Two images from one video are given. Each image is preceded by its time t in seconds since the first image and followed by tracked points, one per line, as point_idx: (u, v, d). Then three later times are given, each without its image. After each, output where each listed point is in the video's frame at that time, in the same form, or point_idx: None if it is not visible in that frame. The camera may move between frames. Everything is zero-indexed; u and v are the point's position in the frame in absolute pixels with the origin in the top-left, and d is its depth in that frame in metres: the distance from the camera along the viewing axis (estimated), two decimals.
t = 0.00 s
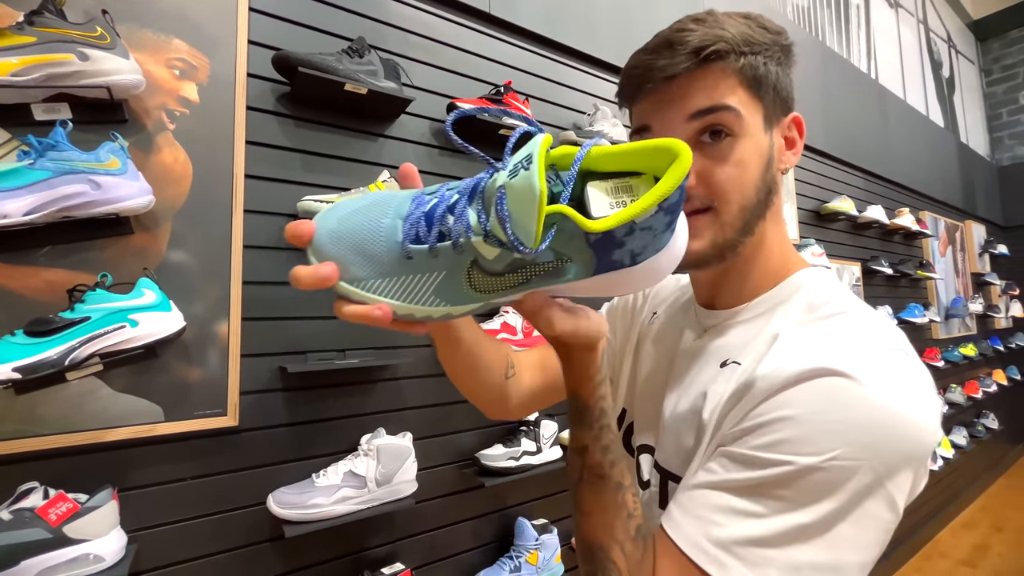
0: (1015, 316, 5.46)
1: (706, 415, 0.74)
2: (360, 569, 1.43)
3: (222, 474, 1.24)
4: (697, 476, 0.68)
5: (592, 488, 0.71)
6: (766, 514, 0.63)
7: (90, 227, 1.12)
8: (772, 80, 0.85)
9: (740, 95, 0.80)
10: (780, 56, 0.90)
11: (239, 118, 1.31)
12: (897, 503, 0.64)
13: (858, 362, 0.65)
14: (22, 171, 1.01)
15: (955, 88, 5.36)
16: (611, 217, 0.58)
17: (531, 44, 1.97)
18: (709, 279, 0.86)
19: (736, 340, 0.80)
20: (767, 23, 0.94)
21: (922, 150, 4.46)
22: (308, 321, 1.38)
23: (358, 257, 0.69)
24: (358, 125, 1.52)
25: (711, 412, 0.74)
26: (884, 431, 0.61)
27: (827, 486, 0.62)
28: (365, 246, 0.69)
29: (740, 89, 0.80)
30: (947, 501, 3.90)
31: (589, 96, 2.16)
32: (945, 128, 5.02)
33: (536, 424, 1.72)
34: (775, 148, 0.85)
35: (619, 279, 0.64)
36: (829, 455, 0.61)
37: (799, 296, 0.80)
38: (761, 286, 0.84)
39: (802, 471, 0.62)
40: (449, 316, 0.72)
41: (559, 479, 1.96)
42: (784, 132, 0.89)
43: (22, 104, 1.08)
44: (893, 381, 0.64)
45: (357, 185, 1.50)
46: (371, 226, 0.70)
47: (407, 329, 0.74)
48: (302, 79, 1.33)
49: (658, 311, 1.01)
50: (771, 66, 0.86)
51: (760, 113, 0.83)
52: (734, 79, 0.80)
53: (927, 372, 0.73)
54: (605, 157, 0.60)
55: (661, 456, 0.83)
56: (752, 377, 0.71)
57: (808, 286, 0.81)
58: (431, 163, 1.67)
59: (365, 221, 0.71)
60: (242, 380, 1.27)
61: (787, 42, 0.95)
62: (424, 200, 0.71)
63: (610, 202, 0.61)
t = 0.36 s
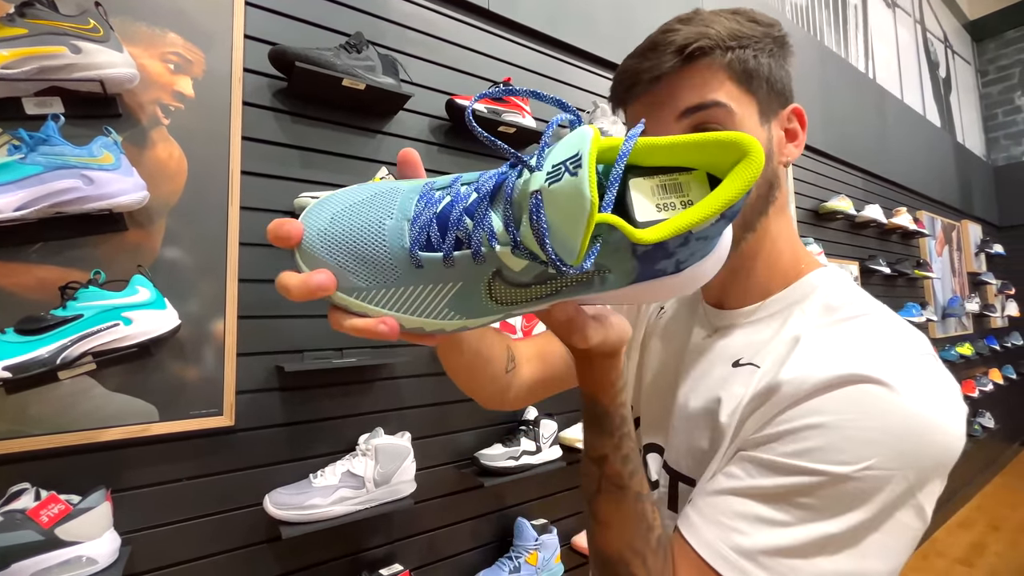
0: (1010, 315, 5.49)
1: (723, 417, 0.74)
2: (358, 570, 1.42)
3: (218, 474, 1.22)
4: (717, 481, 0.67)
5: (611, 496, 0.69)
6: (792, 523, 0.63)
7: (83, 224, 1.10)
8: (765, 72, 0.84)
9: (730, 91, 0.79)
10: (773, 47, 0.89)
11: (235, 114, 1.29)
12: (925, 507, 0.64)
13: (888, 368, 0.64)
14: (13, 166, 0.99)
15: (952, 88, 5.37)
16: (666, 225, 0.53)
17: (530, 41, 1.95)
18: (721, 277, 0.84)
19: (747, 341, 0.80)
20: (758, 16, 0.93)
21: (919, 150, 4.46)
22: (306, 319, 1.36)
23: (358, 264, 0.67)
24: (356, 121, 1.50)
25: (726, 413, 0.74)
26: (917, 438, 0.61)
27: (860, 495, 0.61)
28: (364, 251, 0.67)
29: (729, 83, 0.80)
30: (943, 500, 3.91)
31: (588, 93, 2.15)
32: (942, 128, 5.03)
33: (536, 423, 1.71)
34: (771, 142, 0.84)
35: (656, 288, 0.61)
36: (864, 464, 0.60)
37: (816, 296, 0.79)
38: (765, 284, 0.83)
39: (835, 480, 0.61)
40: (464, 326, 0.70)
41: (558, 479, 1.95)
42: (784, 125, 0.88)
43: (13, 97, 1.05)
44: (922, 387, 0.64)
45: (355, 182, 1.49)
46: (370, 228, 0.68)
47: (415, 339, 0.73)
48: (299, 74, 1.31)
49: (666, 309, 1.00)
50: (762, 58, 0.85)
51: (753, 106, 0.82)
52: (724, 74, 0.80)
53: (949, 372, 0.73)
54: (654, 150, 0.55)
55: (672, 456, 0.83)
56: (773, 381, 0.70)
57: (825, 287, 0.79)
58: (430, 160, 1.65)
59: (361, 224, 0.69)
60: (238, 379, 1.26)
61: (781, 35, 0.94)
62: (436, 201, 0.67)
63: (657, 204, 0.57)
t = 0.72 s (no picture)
0: (1007, 313, 5.50)
1: (728, 418, 0.73)
2: (357, 571, 1.41)
3: (216, 475, 1.21)
4: (723, 483, 0.67)
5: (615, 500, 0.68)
6: (799, 525, 0.62)
7: (78, 222, 1.09)
8: (764, 68, 0.83)
9: (729, 87, 0.79)
10: (773, 44, 0.88)
11: (232, 111, 1.28)
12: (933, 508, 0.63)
13: (896, 368, 0.64)
14: (6, 164, 0.98)
15: (949, 87, 5.38)
16: (672, 224, 0.53)
17: (529, 39, 1.94)
18: (725, 275, 0.83)
19: (750, 340, 0.79)
20: (757, 12, 0.92)
21: (917, 148, 4.47)
22: (304, 319, 1.36)
23: (361, 263, 0.66)
24: (354, 119, 1.49)
25: (731, 413, 0.73)
26: (926, 438, 0.60)
27: (867, 497, 0.60)
28: (367, 250, 0.66)
29: (727, 78, 0.79)
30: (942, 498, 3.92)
31: (587, 91, 2.14)
32: (940, 127, 5.04)
33: (536, 423, 1.70)
34: (771, 138, 0.83)
35: (660, 288, 0.61)
36: (872, 464, 0.60)
37: (821, 295, 0.78)
38: (767, 282, 0.82)
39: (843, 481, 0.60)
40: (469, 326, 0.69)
41: (558, 478, 1.94)
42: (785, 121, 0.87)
43: (7, 95, 1.04)
44: (930, 387, 0.63)
45: (353, 180, 1.48)
46: (373, 226, 0.67)
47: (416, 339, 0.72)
48: (296, 71, 1.30)
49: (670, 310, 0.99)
50: (762, 54, 0.84)
51: (752, 101, 0.81)
52: (721, 69, 0.79)
53: (955, 370, 0.72)
54: (659, 150, 0.54)
55: (676, 457, 0.82)
56: (779, 380, 0.69)
57: (830, 286, 0.78)
58: (429, 158, 1.64)
59: (365, 223, 0.68)
60: (236, 379, 1.25)
61: (783, 32, 0.94)
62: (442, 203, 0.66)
63: (662, 203, 0.56)
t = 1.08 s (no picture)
0: (1007, 311, 5.50)
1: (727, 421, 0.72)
2: (356, 571, 1.40)
3: (214, 477, 1.20)
4: (724, 493, 0.66)
5: (599, 517, 0.63)
6: (802, 536, 0.62)
7: (73, 222, 1.08)
8: (764, 61, 0.81)
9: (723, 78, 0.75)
10: (778, 37, 0.86)
11: (228, 110, 1.27)
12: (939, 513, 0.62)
13: (895, 371, 0.63)
14: None
15: (949, 84, 5.37)
16: (597, 176, 0.40)
17: (528, 36, 1.93)
18: (717, 272, 0.82)
19: (749, 342, 0.79)
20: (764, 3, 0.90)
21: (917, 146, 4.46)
22: (302, 319, 1.35)
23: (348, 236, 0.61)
24: (351, 117, 1.48)
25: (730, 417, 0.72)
26: (927, 441, 0.60)
27: (868, 504, 0.60)
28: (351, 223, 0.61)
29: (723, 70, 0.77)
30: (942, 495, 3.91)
31: (586, 89, 2.12)
32: (940, 124, 5.03)
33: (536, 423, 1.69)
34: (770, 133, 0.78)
35: (609, 272, 0.43)
36: (873, 470, 0.59)
37: (821, 296, 0.77)
38: (764, 281, 0.82)
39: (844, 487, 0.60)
40: (478, 313, 0.62)
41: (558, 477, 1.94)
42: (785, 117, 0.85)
43: None
44: (930, 389, 0.63)
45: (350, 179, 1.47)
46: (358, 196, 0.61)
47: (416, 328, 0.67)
48: (293, 69, 1.29)
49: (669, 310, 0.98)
50: (764, 47, 0.82)
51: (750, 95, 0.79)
52: (718, 60, 0.77)
53: (957, 369, 0.71)
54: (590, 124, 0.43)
55: (674, 459, 0.81)
56: (778, 384, 0.69)
57: (831, 285, 0.78)
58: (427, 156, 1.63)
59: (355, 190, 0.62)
60: (233, 379, 1.24)
61: (791, 26, 0.91)
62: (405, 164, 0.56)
63: (602, 157, 0.42)
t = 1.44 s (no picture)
0: (1008, 306, 5.49)
1: (672, 419, 0.72)
2: (354, 571, 1.41)
3: (210, 477, 1.20)
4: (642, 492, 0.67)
5: (468, 491, 0.70)
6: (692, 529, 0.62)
7: (66, 223, 1.08)
8: (759, 52, 0.73)
9: (699, 74, 0.78)
10: (797, 15, 0.73)
11: (222, 108, 1.26)
12: (845, 539, 0.56)
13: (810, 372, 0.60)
14: None
15: (951, 78, 5.34)
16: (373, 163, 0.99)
17: (524, 32, 1.92)
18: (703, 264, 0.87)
19: (720, 343, 0.76)
20: None
21: (918, 141, 4.43)
22: (298, 318, 1.35)
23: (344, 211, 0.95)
24: (346, 115, 1.47)
25: (675, 414, 0.72)
26: (831, 456, 0.56)
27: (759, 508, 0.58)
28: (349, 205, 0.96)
29: (701, 64, 0.78)
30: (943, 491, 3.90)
31: (584, 85, 2.11)
32: (941, 118, 5.00)
33: (533, 421, 1.69)
34: (745, 135, 0.76)
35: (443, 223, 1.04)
36: (763, 474, 0.58)
37: (797, 297, 0.73)
38: (749, 281, 0.81)
39: (729, 482, 0.60)
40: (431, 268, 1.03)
41: (556, 475, 1.94)
42: (785, 115, 0.75)
43: None
44: (850, 395, 0.58)
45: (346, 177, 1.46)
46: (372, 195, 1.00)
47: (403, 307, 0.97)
48: (287, 67, 1.28)
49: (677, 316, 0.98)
50: (761, 35, 0.73)
51: (730, 91, 0.76)
52: (699, 54, 0.78)
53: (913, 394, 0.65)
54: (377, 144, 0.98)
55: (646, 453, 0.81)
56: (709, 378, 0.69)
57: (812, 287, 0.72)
58: (423, 154, 1.63)
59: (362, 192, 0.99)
60: (229, 379, 1.23)
61: None
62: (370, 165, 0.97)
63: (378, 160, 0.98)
